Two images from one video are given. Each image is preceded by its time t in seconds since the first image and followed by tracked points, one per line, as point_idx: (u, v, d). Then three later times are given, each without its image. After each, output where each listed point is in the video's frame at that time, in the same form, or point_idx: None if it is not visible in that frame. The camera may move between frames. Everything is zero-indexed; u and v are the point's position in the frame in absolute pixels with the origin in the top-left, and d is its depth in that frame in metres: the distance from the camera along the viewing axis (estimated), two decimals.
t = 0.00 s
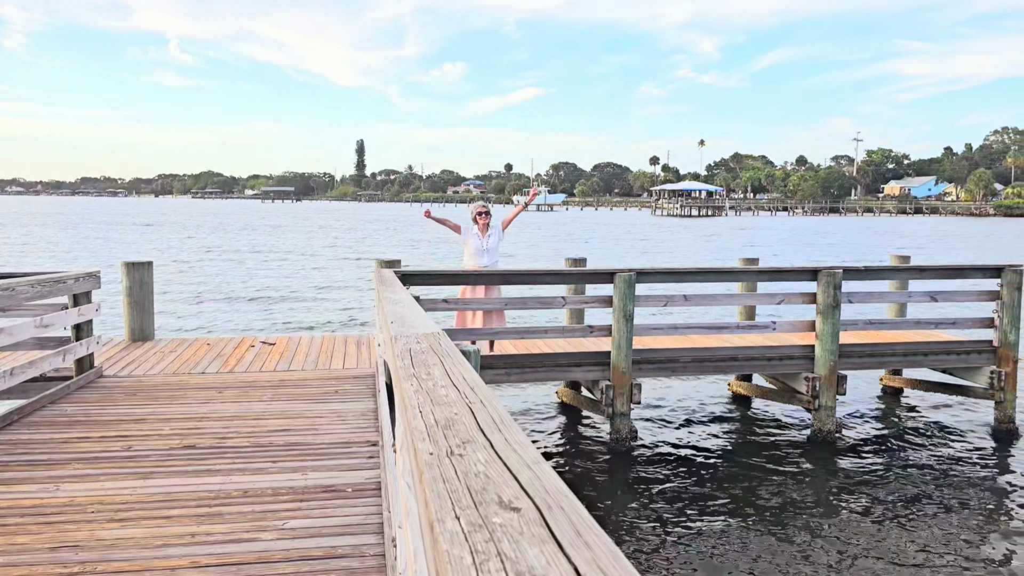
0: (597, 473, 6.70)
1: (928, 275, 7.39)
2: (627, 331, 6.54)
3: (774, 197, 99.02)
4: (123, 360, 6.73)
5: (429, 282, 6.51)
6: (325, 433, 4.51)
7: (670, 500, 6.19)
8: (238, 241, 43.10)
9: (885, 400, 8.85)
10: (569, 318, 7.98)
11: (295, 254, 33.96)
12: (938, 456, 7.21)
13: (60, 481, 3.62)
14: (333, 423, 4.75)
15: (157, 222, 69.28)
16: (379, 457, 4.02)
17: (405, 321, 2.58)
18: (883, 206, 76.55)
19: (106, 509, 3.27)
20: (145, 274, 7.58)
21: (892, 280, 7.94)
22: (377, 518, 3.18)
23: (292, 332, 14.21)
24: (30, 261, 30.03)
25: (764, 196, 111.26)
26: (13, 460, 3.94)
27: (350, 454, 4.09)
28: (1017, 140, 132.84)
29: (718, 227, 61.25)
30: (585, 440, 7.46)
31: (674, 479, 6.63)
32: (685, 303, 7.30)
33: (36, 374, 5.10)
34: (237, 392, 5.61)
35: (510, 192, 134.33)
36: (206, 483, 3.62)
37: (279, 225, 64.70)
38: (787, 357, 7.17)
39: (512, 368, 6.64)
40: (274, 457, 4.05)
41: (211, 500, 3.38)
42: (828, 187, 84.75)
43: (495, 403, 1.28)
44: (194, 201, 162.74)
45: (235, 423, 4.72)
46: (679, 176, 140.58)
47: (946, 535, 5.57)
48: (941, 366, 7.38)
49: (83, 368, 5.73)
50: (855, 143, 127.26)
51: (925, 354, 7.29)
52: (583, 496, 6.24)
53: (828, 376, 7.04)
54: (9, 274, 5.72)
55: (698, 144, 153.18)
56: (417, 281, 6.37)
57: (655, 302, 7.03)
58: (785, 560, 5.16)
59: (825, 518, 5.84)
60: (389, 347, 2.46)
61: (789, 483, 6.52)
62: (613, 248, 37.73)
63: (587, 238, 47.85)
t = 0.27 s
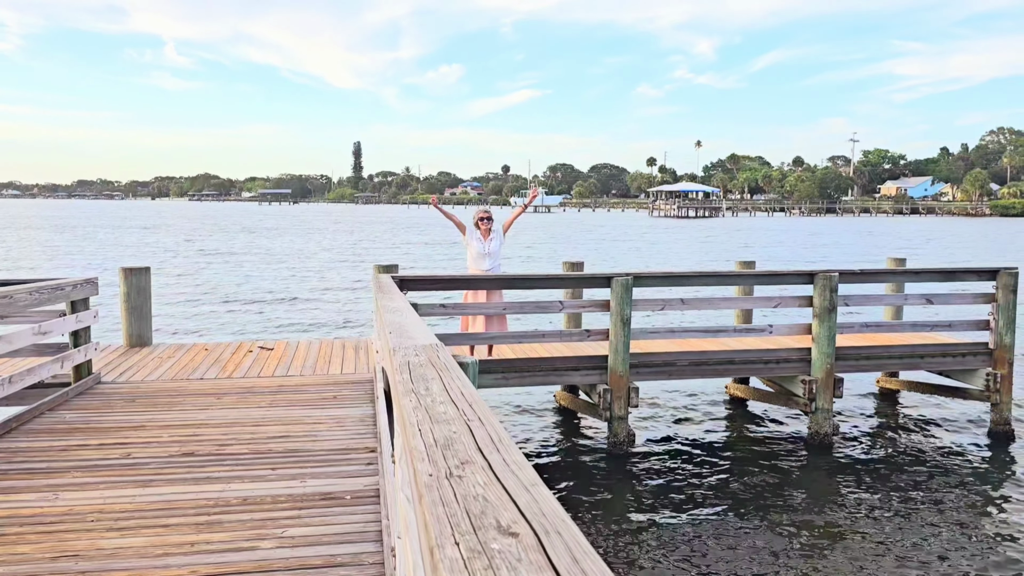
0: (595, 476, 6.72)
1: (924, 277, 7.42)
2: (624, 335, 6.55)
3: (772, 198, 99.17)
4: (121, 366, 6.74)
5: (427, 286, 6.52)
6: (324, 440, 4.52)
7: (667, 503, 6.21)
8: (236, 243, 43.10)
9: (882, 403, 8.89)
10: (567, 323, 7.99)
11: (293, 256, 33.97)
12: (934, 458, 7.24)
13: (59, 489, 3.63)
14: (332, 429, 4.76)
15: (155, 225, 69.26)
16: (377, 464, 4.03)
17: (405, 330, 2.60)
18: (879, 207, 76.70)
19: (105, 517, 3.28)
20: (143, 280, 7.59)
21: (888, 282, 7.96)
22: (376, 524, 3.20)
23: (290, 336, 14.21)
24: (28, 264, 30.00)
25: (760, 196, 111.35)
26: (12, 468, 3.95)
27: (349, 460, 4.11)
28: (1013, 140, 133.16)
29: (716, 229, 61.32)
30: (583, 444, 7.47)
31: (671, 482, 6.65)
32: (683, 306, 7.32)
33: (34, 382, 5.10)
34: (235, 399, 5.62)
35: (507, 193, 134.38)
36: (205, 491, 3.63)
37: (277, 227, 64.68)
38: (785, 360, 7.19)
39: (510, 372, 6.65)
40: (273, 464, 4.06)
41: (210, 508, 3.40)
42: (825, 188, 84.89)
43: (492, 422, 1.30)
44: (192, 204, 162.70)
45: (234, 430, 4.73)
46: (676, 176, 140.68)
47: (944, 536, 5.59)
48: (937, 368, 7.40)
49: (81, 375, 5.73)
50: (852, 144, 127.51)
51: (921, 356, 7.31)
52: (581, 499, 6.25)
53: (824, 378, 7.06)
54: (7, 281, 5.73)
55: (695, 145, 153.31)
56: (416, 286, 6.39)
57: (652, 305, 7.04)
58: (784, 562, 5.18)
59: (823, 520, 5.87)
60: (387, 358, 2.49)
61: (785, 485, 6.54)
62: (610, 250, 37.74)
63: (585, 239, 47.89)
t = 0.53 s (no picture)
0: (593, 479, 6.72)
1: (922, 279, 7.43)
2: (623, 337, 6.56)
3: (770, 199, 99.34)
4: (119, 369, 6.73)
5: (426, 289, 6.51)
6: (323, 442, 4.53)
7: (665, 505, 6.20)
8: (235, 245, 43.13)
9: (881, 404, 8.91)
10: (566, 325, 7.99)
11: (291, 258, 34.00)
12: (931, 459, 7.25)
13: (58, 493, 3.62)
14: (330, 432, 4.76)
15: (154, 227, 69.29)
16: (376, 467, 4.04)
17: (404, 335, 2.60)
18: (877, 208, 76.84)
19: (104, 521, 3.28)
20: (141, 282, 7.58)
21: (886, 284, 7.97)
22: (376, 528, 3.21)
23: (289, 339, 14.23)
24: (26, 267, 29.99)
25: (758, 197, 111.40)
26: (11, 472, 3.95)
27: (348, 464, 4.11)
28: (1011, 141, 133.44)
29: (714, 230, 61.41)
30: (582, 447, 7.48)
31: (669, 484, 6.65)
32: (681, 308, 7.32)
33: (32, 385, 5.10)
34: (234, 401, 5.62)
35: (505, 195, 134.43)
36: (204, 494, 3.63)
37: (275, 229, 64.68)
38: (783, 361, 7.19)
39: (509, 375, 6.65)
40: (272, 468, 4.05)
41: (209, 512, 3.39)
42: (823, 189, 85.00)
43: (492, 428, 1.30)
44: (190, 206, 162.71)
45: (232, 433, 4.74)
46: (675, 177, 140.82)
47: (944, 537, 5.59)
48: (936, 369, 7.41)
49: (79, 379, 5.73)
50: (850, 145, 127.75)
51: (919, 358, 7.32)
52: (578, 502, 6.24)
53: (823, 379, 7.07)
54: (5, 284, 5.73)
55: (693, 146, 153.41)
56: (414, 289, 6.39)
57: (651, 307, 7.05)
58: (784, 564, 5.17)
59: (822, 522, 5.86)
60: (386, 362, 2.49)
61: (784, 487, 6.54)
62: (609, 252, 37.77)
63: (583, 241, 47.93)
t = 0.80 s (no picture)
0: (594, 479, 6.72)
1: (921, 279, 7.43)
2: (622, 338, 6.56)
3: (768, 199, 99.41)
4: (118, 372, 6.73)
5: (425, 291, 6.52)
6: (322, 445, 4.53)
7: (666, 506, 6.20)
8: (234, 245, 43.15)
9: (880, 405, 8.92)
10: (565, 326, 7.99)
11: (291, 258, 34.01)
12: (932, 459, 7.26)
13: (57, 497, 3.63)
14: (330, 434, 4.76)
15: (154, 227, 69.38)
16: (375, 469, 4.04)
17: (404, 337, 2.60)
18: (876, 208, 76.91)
19: (104, 524, 3.29)
20: (140, 284, 7.58)
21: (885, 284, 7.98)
22: (375, 531, 3.21)
23: (289, 339, 14.24)
24: (26, 268, 30.00)
25: (757, 197, 111.45)
26: (11, 475, 3.95)
27: (348, 466, 4.11)
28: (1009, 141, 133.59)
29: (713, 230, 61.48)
30: (582, 448, 7.49)
31: (670, 485, 6.65)
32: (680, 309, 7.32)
33: (32, 388, 5.10)
34: (233, 403, 5.63)
35: (505, 195, 134.46)
36: (204, 497, 3.63)
37: (274, 229, 64.71)
38: (782, 362, 7.19)
39: (509, 375, 6.66)
40: (271, 470, 4.06)
41: (209, 515, 3.40)
42: (823, 189, 85.05)
43: (492, 434, 1.31)
44: (190, 206, 162.82)
45: (231, 435, 4.74)
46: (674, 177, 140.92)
47: (944, 537, 5.60)
48: (935, 369, 7.41)
49: (79, 381, 5.72)
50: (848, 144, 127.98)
51: (918, 358, 7.32)
52: (578, 504, 6.22)
53: (822, 380, 7.07)
54: (6, 286, 5.74)
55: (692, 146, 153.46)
56: (414, 290, 6.40)
57: (651, 308, 7.05)
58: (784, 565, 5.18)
59: (822, 522, 5.86)
60: (386, 365, 2.49)
61: (784, 488, 6.55)
62: (608, 253, 37.79)
63: (582, 241, 47.95)
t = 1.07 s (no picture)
0: (592, 481, 6.73)
1: (918, 280, 7.44)
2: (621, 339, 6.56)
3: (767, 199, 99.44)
4: (117, 374, 6.74)
5: (424, 293, 6.53)
6: (321, 447, 4.54)
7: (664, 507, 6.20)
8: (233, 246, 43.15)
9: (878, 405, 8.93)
10: (564, 327, 8.00)
11: (290, 259, 34.01)
12: (930, 459, 7.28)
13: (56, 501, 3.63)
14: (329, 437, 4.77)
15: (153, 228, 69.35)
16: (374, 472, 4.05)
17: (402, 342, 2.62)
18: (875, 207, 77.01)
19: (103, 528, 3.29)
20: (139, 286, 7.59)
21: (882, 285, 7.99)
22: (374, 534, 3.22)
23: (288, 340, 14.25)
24: (24, 269, 29.98)
25: (756, 197, 111.54)
26: (10, 479, 3.95)
27: (347, 469, 4.12)
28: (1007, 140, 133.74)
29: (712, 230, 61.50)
30: (580, 449, 7.50)
31: (669, 486, 6.66)
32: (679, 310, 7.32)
33: (31, 391, 5.10)
34: (232, 406, 5.64)
35: (504, 195, 134.54)
36: (203, 501, 3.64)
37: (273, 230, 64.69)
38: (780, 363, 7.20)
39: (507, 377, 6.66)
40: (270, 473, 4.06)
41: (208, 519, 3.40)
42: (821, 188, 85.14)
43: (488, 443, 1.35)
44: (188, 206, 162.79)
45: (230, 438, 4.75)
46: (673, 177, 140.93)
47: (944, 538, 5.60)
48: (933, 369, 7.42)
49: (78, 384, 5.72)
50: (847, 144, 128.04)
51: (916, 358, 7.33)
52: (577, 505, 6.22)
53: (820, 380, 7.07)
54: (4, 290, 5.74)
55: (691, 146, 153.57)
56: (412, 293, 6.40)
57: (649, 309, 7.05)
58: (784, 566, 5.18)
59: (822, 523, 5.86)
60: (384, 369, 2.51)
61: (783, 488, 6.55)
62: (607, 253, 37.81)
63: (581, 241, 47.96)
